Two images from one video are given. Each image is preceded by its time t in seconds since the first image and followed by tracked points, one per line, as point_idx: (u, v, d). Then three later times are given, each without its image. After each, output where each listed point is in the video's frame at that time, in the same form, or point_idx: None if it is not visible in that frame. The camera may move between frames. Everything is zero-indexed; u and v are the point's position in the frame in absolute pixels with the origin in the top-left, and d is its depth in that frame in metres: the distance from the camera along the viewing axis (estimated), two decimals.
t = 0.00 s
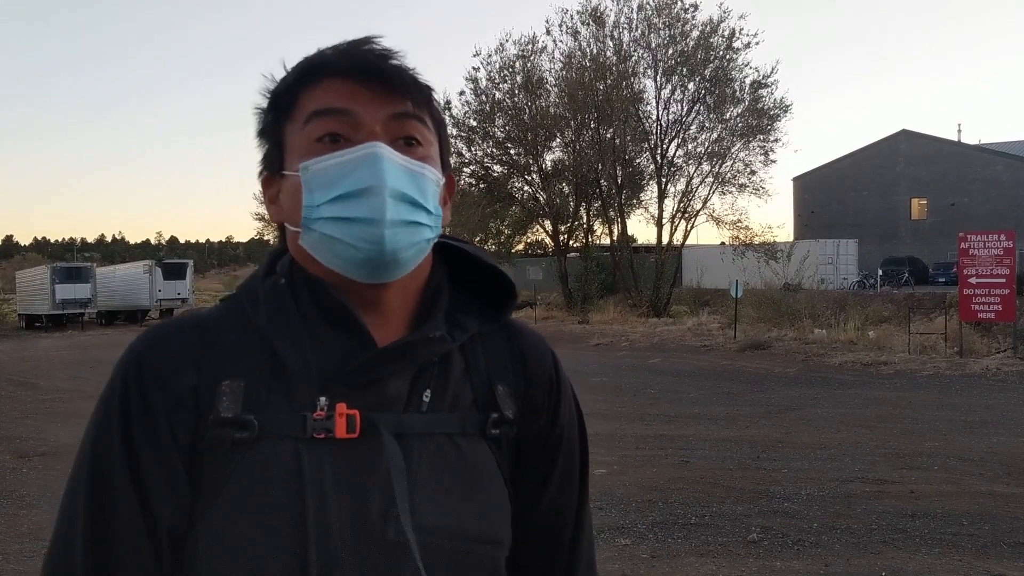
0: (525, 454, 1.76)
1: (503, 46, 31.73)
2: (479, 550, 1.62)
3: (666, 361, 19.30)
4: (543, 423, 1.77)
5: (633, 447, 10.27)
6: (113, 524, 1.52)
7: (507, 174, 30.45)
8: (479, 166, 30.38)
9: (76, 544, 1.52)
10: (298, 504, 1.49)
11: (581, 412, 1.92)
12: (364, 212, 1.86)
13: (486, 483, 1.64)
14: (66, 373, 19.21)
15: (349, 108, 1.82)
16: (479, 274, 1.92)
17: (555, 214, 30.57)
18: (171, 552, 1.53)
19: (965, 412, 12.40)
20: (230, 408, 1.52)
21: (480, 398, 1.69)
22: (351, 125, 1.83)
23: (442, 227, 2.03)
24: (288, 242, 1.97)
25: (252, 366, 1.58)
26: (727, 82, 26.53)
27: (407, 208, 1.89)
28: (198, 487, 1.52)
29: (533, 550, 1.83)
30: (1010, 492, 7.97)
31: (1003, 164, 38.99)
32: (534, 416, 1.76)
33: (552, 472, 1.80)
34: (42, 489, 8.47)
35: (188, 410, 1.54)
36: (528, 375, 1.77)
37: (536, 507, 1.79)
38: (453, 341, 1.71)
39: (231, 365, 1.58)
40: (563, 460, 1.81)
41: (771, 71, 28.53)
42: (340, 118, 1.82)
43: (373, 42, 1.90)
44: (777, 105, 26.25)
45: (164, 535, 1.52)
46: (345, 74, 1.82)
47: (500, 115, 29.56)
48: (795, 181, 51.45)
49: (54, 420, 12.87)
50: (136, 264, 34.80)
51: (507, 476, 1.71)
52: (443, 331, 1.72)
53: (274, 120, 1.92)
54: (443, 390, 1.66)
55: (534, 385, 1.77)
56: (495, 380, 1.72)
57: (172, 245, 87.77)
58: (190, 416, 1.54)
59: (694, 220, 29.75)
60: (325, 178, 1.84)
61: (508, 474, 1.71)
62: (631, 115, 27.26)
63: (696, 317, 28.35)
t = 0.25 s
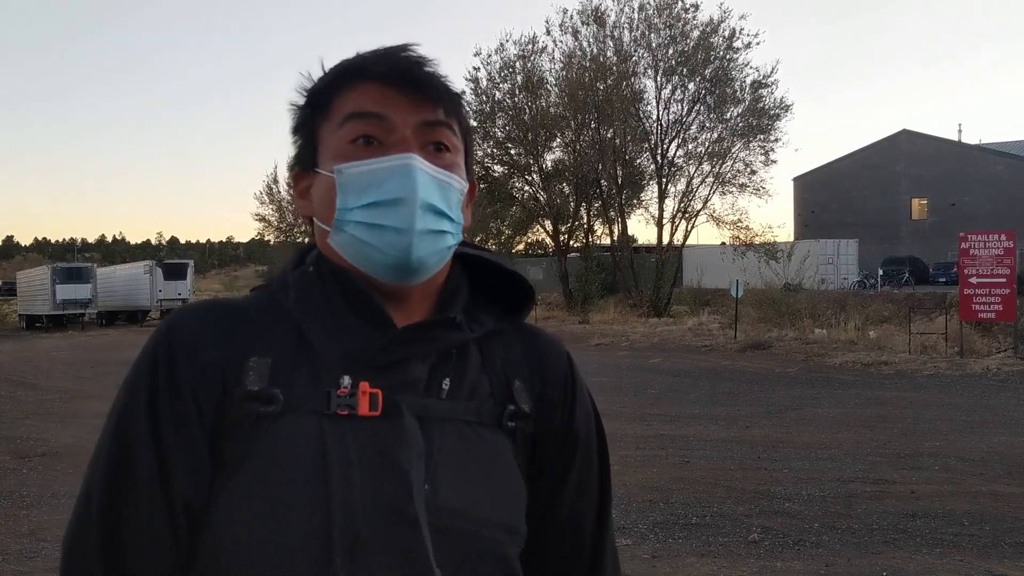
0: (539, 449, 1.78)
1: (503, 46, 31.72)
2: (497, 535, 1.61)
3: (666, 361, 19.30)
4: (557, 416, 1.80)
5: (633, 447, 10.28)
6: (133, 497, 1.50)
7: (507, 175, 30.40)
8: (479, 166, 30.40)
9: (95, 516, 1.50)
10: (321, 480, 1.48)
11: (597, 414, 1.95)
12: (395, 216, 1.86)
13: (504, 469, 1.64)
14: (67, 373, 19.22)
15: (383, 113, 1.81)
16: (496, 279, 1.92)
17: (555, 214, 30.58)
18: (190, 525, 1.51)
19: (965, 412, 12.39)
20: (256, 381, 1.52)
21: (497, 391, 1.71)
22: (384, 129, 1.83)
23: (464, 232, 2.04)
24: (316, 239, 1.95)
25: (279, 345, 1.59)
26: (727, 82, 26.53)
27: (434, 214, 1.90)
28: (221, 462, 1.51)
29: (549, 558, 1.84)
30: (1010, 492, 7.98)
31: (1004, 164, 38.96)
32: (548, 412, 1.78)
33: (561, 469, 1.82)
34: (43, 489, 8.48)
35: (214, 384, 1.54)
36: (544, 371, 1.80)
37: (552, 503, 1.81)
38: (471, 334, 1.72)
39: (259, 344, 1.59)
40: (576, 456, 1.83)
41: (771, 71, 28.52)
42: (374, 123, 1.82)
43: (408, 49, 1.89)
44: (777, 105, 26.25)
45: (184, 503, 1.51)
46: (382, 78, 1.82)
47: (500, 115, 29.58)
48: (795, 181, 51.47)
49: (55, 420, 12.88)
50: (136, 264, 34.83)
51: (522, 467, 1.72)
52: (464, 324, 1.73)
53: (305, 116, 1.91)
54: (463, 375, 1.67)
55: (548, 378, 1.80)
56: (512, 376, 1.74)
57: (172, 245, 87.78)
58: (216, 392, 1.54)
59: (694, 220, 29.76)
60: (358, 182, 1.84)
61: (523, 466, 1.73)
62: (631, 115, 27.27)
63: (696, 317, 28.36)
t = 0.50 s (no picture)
0: (558, 432, 1.79)
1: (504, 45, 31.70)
2: (528, 517, 1.60)
3: (667, 361, 19.28)
4: (574, 398, 1.80)
5: (634, 447, 10.26)
6: (163, 502, 1.48)
7: (507, 174, 30.37)
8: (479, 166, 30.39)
9: (125, 523, 1.48)
10: (353, 472, 1.47)
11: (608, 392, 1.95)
12: (402, 214, 1.85)
13: (529, 451, 1.64)
14: (67, 373, 19.20)
15: (386, 112, 1.79)
16: (503, 267, 1.90)
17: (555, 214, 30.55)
18: (221, 525, 1.50)
19: (967, 412, 12.37)
20: (282, 377, 1.50)
21: (516, 375, 1.70)
22: (389, 130, 1.81)
23: (469, 221, 2.03)
24: (322, 237, 1.95)
25: (299, 339, 1.57)
26: (727, 82, 26.50)
27: (440, 209, 1.90)
28: (248, 460, 1.49)
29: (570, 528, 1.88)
30: (1011, 492, 7.96)
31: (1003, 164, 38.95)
32: (566, 395, 1.79)
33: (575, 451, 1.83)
34: (43, 489, 8.47)
35: (238, 382, 1.51)
36: (558, 355, 1.80)
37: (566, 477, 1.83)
38: (485, 321, 1.72)
39: (279, 341, 1.56)
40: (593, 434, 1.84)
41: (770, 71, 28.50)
42: (379, 124, 1.80)
43: (410, 46, 1.85)
44: (777, 104, 26.22)
45: (213, 503, 1.49)
46: (383, 78, 1.79)
47: (500, 115, 29.57)
48: (795, 180, 51.46)
49: (55, 420, 12.86)
50: (135, 265, 34.81)
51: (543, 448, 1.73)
52: (477, 309, 1.72)
53: (306, 117, 1.88)
54: (484, 364, 1.67)
55: (562, 361, 1.80)
56: (529, 360, 1.74)
57: (172, 245, 87.75)
58: (241, 390, 1.51)
59: (694, 220, 29.74)
60: (364, 183, 1.82)
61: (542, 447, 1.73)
62: (631, 115, 27.27)
63: (696, 317, 28.34)
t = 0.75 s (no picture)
0: (567, 424, 1.81)
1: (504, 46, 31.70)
2: (542, 508, 1.62)
3: (668, 361, 19.30)
4: (582, 389, 1.82)
5: (634, 447, 10.27)
6: (176, 501, 1.48)
7: (507, 175, 30.35)
8: (479, 167, 30.41)
9: (139, 524, 1.48)
10: (368, 466, 1.46)
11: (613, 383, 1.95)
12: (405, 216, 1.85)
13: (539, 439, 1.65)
14: (67, 374, 19.18)
15: (385, 116, 1.78)
16: (506, 263, 1.91)
17: (556, 214, 30.57)
18: (234, 523, 1.50)
19: (967, 412, 12.39)
20: (294, 374, 1.50)
21: (525, 368, 1.71)
22: (388, 134, 1.81)
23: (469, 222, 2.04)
24: (322, 240, 1.93)
25: (309, 335, 1.56)
26: (728, 82, 26.51)
27: (443, 210, 1.90)
28: (260, 457, 1.49)
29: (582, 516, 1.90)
30: (1011, 492, 7.97)
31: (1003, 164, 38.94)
32: (574, 386, 1.80)
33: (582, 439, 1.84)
34: (45, 490, 8.48)
35: (250, 380, 1.51)
36: (563, 347, 1.81)
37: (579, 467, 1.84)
38: (489, 316, 1.72)
39: (288, 337, 1.55)
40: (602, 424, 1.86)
41: (771, 72, 28.50)
42: (378, 127, 1.80)
43: (405, 51, 1.86)
44: (777, 105, 26.21)
45: (225, 502, 1.49)
46: (381, 80, 1.79)
47: (500, 116, 29.59)
48: (795, 180, 51.45)
49: (56, 421, 12.86)
50: (136, 265, 34.84)
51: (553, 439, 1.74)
52: (481, 304, 1.73)
53: (308, 118, 1.87)
54: (493, 358, 1.67)
55: (567, 353, 1.81)
56: (537, 352, 1.74)
57: (172, 246, 87.80)
58: (252, 388, 1.51)
59: (695, 220, 29.74)
60: (364, 186, 1.81)
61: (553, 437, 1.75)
62: (631, 115, 27.28)
63: (696, 318, 28.38)
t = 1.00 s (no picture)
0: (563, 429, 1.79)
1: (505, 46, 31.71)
2: (540, 516, 1.62)
3: (669, 361, 19.31)
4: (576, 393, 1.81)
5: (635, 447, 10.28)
6: (175, 515, 1.48)
7: (508, 175, 30.35)
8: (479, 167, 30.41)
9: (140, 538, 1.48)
10: (369, 483, 1.45)
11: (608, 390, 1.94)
12: (396, 219, 1.85)
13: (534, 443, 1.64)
14: (67, 375, 19.16)
15: (370, 117, 1.77)
16: (496, 269, 1.89)
17: (556, 215, 30.58)
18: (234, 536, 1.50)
19: (968, 412, 12.40)
20: (289, 392, 1.49)
21: (517, 376, 1.69)
22: (375, 134, 1.79)
23: (461, 222, 2.03)
24: (314, 246, 1.94)
25: (303, 351, 1.55)
26: (729, 82, 26.50)
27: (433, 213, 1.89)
28: (257, 471, 1.49)
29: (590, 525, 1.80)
30: (1012, 493, 7.96)
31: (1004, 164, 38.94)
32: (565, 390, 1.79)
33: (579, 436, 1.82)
34: (46, 490, 8.47)
35: (245, 398, 1.51)
36: (555, 351, 1.81)
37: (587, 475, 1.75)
38: (482, 325, 1.70)
39: (281, 353, 1.55)
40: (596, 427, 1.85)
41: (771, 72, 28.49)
42: (364, 128, 1.78)
43: (383, 44, 1.83)
44: (778, 105, 26.19)
45: (222, 515, 1.50)
46: (364, 80, 1.77)
47: (501, 116, 29.61)
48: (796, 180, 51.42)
49: (57, 422, 12.85)
50: (137, 265, 34.87)
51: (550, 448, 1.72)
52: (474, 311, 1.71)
53: (291, 124, 1.86)
54: (487, 367, 1.66)
55: (558, 360, 1.80)
56: (528, 360, 1.73)
57: (173, 246, 87.85)
58: (247, 403, 1.51)
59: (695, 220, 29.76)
60: (356, 191, 1.81)
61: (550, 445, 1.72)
62: (631, 115, 27.19)
63: (697, 318, 28.40)
